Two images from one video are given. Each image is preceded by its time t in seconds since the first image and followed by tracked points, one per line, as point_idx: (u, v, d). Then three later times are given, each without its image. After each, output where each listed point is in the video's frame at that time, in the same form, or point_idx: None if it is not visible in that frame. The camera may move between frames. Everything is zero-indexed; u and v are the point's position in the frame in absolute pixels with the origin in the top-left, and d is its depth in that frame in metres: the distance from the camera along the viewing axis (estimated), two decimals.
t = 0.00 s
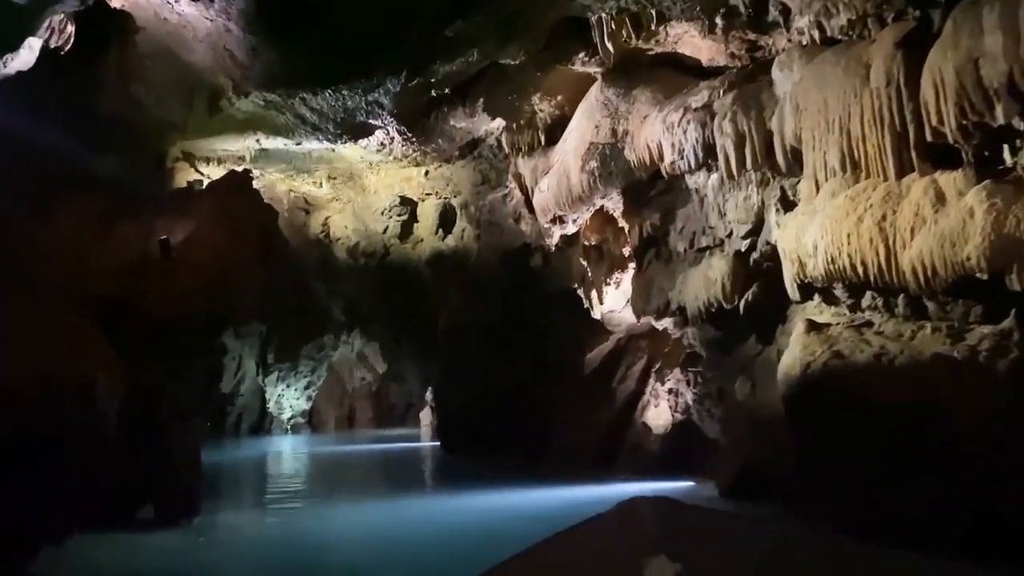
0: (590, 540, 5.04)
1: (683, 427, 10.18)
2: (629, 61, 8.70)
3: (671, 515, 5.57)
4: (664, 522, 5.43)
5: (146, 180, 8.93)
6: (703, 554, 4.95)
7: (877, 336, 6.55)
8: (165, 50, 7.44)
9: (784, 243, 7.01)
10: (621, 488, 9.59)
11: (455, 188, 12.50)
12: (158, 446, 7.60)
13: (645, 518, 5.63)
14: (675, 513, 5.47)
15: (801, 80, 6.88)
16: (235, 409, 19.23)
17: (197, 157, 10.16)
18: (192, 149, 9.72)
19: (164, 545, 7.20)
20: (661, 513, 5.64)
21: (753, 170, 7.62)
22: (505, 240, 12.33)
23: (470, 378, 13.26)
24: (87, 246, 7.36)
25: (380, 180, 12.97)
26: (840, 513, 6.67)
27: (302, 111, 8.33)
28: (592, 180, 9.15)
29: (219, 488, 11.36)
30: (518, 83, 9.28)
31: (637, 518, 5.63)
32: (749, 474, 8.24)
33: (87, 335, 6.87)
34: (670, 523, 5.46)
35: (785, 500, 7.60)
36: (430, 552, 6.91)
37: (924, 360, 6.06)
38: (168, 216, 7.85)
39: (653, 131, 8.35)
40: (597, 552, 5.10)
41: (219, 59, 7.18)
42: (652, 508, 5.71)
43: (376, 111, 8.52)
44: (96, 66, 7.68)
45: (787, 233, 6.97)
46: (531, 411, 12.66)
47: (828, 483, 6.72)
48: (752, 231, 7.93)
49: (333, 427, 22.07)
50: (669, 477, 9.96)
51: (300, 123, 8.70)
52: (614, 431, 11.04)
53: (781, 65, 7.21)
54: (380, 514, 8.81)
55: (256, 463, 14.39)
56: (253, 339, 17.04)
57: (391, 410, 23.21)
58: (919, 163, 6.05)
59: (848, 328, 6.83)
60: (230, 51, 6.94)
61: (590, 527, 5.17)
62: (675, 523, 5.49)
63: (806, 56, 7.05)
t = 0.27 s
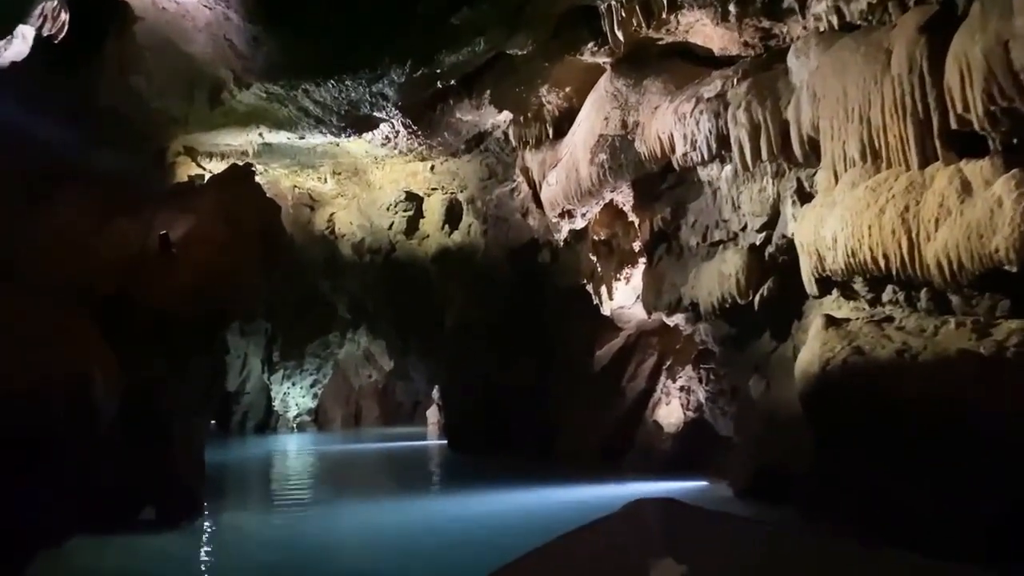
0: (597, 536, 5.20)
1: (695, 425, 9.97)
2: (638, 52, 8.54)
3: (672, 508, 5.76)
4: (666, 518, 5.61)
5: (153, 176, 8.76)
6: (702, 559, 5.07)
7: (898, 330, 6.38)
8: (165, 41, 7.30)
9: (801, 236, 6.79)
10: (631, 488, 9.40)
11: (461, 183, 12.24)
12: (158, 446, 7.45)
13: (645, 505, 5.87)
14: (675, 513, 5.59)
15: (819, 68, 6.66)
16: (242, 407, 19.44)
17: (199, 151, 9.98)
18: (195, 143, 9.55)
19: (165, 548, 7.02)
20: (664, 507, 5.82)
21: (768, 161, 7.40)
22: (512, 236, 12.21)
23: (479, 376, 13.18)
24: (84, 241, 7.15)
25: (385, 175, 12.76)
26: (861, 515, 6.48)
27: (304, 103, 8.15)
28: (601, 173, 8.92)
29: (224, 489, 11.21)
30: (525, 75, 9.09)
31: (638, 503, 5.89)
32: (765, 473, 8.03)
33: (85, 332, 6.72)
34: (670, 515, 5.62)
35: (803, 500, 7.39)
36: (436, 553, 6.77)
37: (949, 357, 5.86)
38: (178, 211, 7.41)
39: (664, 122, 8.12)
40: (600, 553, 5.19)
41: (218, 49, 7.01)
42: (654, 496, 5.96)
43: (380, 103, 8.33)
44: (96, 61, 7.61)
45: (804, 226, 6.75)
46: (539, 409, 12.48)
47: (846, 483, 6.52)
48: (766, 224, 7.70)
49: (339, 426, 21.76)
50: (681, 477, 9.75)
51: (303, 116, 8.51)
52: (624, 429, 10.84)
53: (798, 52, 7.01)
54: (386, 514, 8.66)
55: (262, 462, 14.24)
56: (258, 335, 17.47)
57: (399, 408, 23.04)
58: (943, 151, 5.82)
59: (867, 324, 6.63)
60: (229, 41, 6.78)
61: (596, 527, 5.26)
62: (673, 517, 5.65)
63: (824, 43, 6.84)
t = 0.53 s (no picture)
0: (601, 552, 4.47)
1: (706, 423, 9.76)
2: (647, 41, 8.40)
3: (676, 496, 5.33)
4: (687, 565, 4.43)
5: (151, 167, 8.57)
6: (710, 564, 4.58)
7: (918, 326, 6.16)
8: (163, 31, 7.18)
9: (817, 229, 6.59)
10: (642, 488, 9.21)
11: (467, 178, 12.00)
12: (158, 446, 7.29)
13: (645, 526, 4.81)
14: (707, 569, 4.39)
15: (835, 55, 6.46)
16: (247, 405, 19.33)
17: (200, 146, 9.80)
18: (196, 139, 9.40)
19: (166, 548, 6.87)
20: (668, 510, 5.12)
21: (782, 152, 7.20)
22: (519, 231, 11.97)
23: (486, 373, 13.05)
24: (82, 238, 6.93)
25: (389, 170, 12.56)
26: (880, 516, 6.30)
27: (306, 95, 7.97)
28: (610, 165, 8.72)
29: (227, 489, 11.05)
30: (531, 66, 8.91)
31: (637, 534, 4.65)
32: (779, 472, 7.83)
33: (83, 329, 6.55)
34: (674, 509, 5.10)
35: (819, 500, 7.19)
36: (441, 554, 6.62)
37: (973, 351, 5.66)
38: (175, 204, 7.22)
39: (675, 114, 7.93)
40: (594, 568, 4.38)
41: (218, 38, 6.88)
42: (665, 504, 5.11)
43: (384, 95, 8.15)
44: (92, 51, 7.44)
45: (820, 218, 6.56)
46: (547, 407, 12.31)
47: (864, 482, 6.33)
48: (780, 217, 7.48)
49: (344, 424, 21.57)
50: (691, 476, 9.55)
51: (306, 108, 8.33)
52: (634, 427, 10.64)
53: (813, 39, 6.79)
54: (392, 514, 8.51)
55: (266, 461, 14.09)
56: (262, 333, 17.09)
57: (404, 405, 22.87)
58: (965, 140, 5.62)
59: (886, 318, 6.43)
60: (229, 30, 6.76)
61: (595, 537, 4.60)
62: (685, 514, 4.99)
63: (840, 30, 6.62)
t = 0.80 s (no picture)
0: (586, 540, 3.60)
1: (715, 420, 9.58)
2: (655, 31, 8.20)
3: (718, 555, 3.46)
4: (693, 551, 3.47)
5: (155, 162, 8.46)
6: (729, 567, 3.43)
7: (936, 321, 5.97)
8: (159, 23, 7.00)
9: (832, 221, 6.39)
10: (651, 487, 9.04)
11: (471, 172, 11.76)
12: (157, 446, 7.15)
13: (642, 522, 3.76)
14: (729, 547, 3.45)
15: (851, 43, 6.26)
16: (250, 403, 19.31)
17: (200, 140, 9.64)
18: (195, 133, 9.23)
19: (164, 550, 6.71)
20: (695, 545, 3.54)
21: (795, 143, 7.01)
22: (525, 226, 11.68)
23: (491, 370, 12.90)
24: (78, 234, 6.72)
25: (393, 164, 12.38)
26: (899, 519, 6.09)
27: (307, 86, 7.80)
28: (617, 158, 8.53)
29: (231, 488, 10.89)
30: (537, 56, 8.72)
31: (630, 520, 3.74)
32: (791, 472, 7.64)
33: (78, 327, 6.40)
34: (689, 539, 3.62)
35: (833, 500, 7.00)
36: (445, 555, 6.47)
37: (995, 347, 5.45)
38: (173, 197, 7.02)
39: (684, 104, 7.73)
40: None
41: (216, 27, 6.71)
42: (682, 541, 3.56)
43: (386, 87, 7.97)
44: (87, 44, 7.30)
45: (835, 210, 6.36)
46: (553, 404, 12.14)
47: (879, 482, 6.15)
48: (794, 209, 7.28)
49: (350, 422, 21.10)
50: (701, 475, 9.38)
51: (306, 100, 8.16)
52: (642, 425, 10.46)
53: (827, 26, 6.56)
54: (397, 514, 8.36)
55: (270, 460, 13.95)
56: (265, 331, 17.17)
57: (409, 403, 22.70)
58: (988, 128, 5.40)
59: (903, 313, 6.25)
60: (226, 19, 6.62)
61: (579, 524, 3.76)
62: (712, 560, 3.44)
63: (855, 16, 6.38)
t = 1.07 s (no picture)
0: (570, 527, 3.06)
1: (726, 418, 9.39)
2: (664, 19, 8.06)
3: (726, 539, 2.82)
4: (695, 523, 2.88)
5: (156, 157, 8.28)
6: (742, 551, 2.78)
7: (957, 317, 5.78)
8: (155, 14, 6.82)
9: (849, 214, 6.19)
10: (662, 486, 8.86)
11: (476, 167, 11.52)
12: (156, 445, 6.97)
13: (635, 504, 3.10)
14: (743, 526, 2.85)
15: (868, 30, 6.06)
16: (253, 401, 19.12)
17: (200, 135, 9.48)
18: (197, 130, 9.06)
19: (163, 552, 6.55)
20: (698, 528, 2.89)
21: (809, 134, 6.81)
22: (530, 221, 11.49)
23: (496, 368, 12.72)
24: (75, 229, 6.55)
25: (396, 159, 12.19)
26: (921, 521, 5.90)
27: (308, 78, 7.62)
28: (627, 151, 8.34)
29: (235, 488, 10.73)
30: (544, 46, 8.53)
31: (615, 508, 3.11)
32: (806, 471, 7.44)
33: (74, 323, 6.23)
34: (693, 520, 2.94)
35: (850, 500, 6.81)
36: (451, 557, 6.29)
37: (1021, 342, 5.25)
38: (173, 192, 6.86)
39: (694, 95, 7.53)
40: None
41: (214, 16, 6.54)
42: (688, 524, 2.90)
43: (389, 78, 7.79)
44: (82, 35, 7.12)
45: (852, 203, 6.16)
46: (560, 402, 11.96)
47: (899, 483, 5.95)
48: (807, 203, 7.08)
49: (353, 421, 21.02)
50: (712, 475, 9.19)
51: (308, 93, 7.99)
52: (651, 424, 10.28)
53: (843, 13, 6.38)
54: (403, 516, 8.18)
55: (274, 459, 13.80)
56: (268, 329, 17.05)
57: (413, 401, 22.52)
58: (1012, 116, 5.16)
59: (922, 308, 6.12)
60: (225, 8, 6.44)
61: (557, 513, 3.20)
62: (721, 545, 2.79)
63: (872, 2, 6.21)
